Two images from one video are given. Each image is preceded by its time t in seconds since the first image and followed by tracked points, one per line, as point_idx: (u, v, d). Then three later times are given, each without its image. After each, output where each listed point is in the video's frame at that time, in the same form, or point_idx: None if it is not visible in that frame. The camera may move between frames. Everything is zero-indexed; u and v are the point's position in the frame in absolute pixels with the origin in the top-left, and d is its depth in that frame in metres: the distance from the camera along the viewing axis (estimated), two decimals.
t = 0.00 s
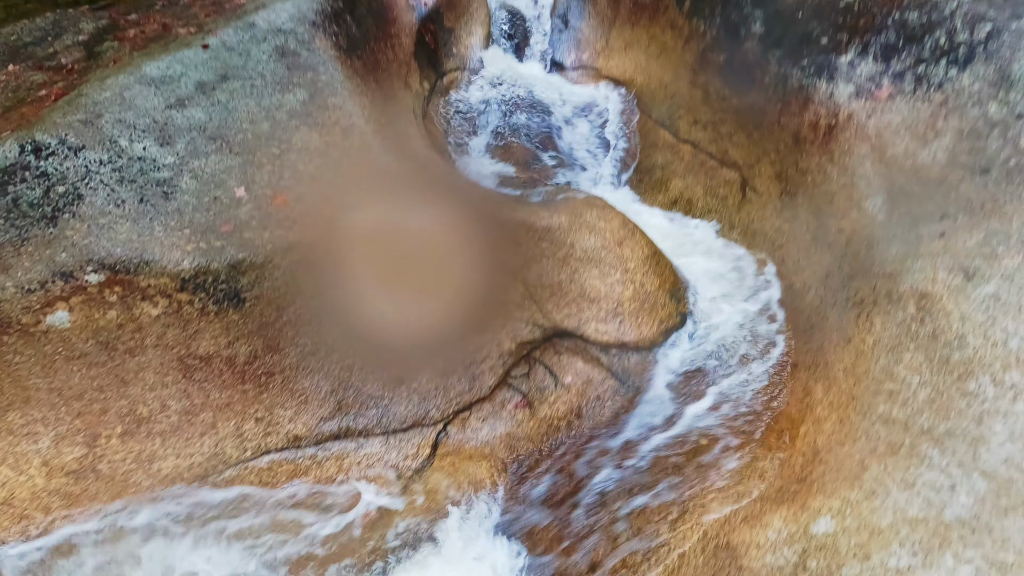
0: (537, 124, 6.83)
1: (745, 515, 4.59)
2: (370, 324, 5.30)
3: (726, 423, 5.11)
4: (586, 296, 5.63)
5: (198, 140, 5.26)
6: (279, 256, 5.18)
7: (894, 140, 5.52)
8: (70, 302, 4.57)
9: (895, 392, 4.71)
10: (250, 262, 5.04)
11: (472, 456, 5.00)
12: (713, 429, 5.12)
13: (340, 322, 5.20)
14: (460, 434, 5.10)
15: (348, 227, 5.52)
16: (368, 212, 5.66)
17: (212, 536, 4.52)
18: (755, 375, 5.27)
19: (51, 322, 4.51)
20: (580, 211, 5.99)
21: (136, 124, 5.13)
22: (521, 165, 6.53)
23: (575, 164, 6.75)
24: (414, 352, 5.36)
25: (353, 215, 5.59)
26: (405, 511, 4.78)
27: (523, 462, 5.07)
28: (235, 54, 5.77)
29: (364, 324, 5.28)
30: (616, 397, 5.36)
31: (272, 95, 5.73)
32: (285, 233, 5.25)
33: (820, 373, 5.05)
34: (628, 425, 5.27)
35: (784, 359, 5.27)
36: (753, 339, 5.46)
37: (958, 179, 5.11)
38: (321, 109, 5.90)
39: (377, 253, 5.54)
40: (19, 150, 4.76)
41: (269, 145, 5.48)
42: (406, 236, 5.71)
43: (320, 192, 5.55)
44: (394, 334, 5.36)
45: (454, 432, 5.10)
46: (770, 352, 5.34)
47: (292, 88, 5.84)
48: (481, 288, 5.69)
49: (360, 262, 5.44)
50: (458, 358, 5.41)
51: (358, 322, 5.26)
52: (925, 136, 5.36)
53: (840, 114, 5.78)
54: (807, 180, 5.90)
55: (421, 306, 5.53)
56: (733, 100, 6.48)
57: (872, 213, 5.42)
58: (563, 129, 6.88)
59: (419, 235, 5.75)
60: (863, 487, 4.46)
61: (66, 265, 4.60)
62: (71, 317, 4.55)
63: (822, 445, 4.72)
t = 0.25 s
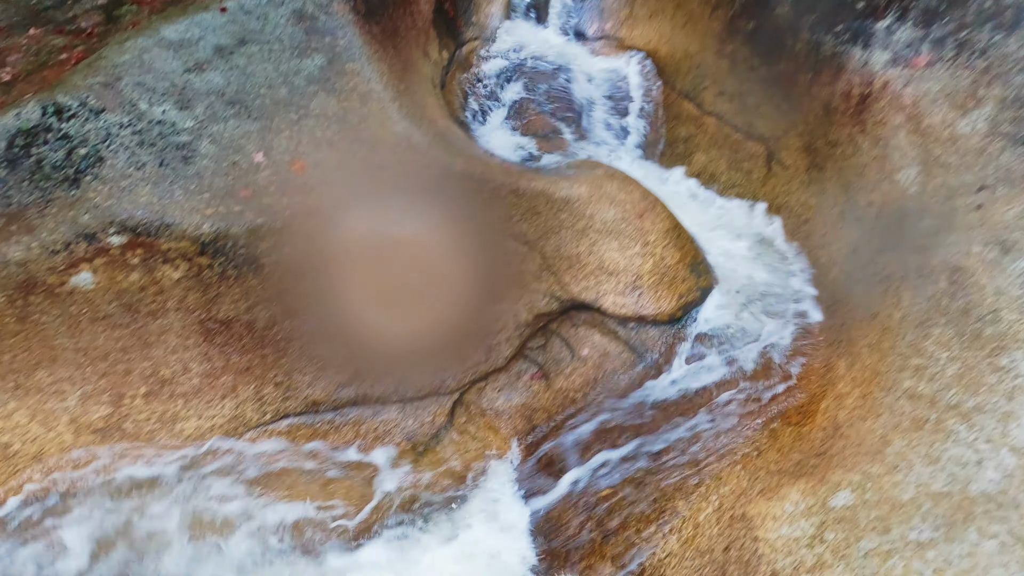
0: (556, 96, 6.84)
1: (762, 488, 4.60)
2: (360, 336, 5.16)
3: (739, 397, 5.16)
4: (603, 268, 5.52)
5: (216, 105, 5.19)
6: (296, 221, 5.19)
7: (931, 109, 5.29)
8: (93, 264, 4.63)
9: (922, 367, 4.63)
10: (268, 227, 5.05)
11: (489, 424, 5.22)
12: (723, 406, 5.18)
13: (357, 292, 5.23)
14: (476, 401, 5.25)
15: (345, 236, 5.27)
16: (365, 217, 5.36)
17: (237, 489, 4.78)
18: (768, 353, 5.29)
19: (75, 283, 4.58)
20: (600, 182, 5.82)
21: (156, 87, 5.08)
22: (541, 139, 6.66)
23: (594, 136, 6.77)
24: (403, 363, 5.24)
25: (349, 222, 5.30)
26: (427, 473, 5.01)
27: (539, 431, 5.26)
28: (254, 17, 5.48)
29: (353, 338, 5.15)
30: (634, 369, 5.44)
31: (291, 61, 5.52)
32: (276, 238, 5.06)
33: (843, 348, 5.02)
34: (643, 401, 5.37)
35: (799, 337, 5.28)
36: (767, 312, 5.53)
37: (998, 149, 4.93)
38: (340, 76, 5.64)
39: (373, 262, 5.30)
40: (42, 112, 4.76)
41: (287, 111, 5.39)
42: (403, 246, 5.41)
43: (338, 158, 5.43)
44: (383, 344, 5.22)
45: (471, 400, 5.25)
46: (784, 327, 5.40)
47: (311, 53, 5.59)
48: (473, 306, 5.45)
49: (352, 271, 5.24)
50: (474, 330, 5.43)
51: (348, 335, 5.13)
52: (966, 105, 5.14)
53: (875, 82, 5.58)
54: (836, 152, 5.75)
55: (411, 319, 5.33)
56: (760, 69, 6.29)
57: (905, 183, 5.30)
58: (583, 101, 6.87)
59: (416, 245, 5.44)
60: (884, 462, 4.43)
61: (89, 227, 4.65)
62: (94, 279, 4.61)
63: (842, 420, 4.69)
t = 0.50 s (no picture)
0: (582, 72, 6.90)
1: (789, 467, 4.60)
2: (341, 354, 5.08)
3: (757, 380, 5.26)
4: (630, 244, 5.38)
5: (245, 72, 5.15)
6: (325, 191, 5.08)
7: (980, 83, 5.45)
8: (125, 229, 4.70)
9: (960, 348, 4.61)
10: (296, 196, 5.00)
11: (507, 398, 5.41)
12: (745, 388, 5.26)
13: (380, 263, 5.14)
14: (498, 375, 5.43)
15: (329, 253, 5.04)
16: (352, 230, 5.09)
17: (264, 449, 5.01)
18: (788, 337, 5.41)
19: (108, 248, 4.65)
20: (629, 156, 5.73)
21: (186, 53, 5.05)
22: (565, 114, 6.70)
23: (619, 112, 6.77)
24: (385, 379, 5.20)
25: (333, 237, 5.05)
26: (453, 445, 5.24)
27: (559, 408, 5.40)
28: None
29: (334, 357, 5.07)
30: (657, 347, 5.48)
31: (319, 29, 5.38)
32: (257, 251, 4.90)
33: (876, 330, 5.07)
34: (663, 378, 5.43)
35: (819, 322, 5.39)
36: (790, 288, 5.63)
37: None
38: (368, 44, 5.48)
39: (360, 278, 5.09)
40: (75, 76, 4.80)
41: (314, 79, 5.32)
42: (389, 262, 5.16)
43: (365, 127, 5.31)
44: (366, 360, 5.15)
45: (493, 373, 5.42)
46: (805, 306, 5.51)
47: (337, 21, 5.44)
48: (462, 320, 5.29)
49: (336, 284, 5.05)
50: (497, 303, 5.35)
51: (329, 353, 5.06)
52: (1014, 79, 5.31)
53: (919, 55, 5.75)
54: (875, 128, 5.85)
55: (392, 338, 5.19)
56: (796, 43, 6.36)
57: (950, 160, 5.37)
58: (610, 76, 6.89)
59: (403, 257, 5.20)
60: (919, 442, 4.36)
61: (121, 192, 4.69)
62: (126, 244, 4.68)
63: (874, 401, 4.68)
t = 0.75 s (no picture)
0: (616, 49, 6.87)
1: (824, 453, 4.54)
2: (321, 367, 4.98)
3: (790, 367, 5.18)
4: (663, 226, 5.33)
5: (282, 45, 5.20)
6: (360, 164, 5.07)
7: None
8: (166, 198, 4.77)
9: (1011, 339, 4.52)
10: (332, 168, 5.02)
11: (535, 376, 5.20)
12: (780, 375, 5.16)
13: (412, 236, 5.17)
14: (526, 355, 5.23)
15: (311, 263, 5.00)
16: (337, 241, 5.04)
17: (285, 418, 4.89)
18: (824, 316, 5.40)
19: (150, 217, 4.74)
20: (665, 136, 5.73)
21: (225, 25, 5.17)
22: (597, 92, 6.60)
23: (652, 92, 6.77)
24: (362, 392, 5.06)
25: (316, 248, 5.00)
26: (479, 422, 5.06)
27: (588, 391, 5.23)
28: None
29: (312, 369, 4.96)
30: (688, 330, 5.34)
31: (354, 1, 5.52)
32: (243, 258, 4.87)
33: (919, 318, 4.98)
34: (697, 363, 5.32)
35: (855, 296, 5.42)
36: (824, 274, 5.59)
37: None
38: (403, 18, 5.54)
39: (340, 289, 5.05)
40: (118, 47, 4.93)
41: (350, 52, 5.34)
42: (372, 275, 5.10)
43: (399, 101, 5.27)
44: (342, 374, 5.04)
45: (520, 352, 5.23)
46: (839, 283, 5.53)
47: None
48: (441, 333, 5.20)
49: (311, 298, 4.99)
50: (528, 281, 5.25)
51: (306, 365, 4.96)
52: None
53: (976, 33, 5.76)
54: (926, 111, 5.77)
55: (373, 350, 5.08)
56: (844, 21, 6.46)
57: (1005, 144, 5.26)
58: (643, 56, 6.91)
59: (379, 267, 5.12)
60: (964, 432, 4.30)
61: (163, 161, 4.78)
62: (167, 214, 4.76)
63: (915, 389, 4.63)
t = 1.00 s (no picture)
0: (661, 36, 6.81)
1: (869, 449, 4.46)
2: (295, 366, 4.92)
3: (830, 359, 5.09)
4: (704, 213, 5.25)
5: (326, 24, 5.24)
6: (401, 143, 5.07)
7: None
8: (212, 173, 4.84)
9: None
10: (373, 147, 5.02)
11: (568, 361, 5.17)
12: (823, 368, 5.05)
13: (451, 216, 5.14)
14: (559, 339, 5.18)
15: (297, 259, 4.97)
16: (318, 238, 4.99)
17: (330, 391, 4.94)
18: (859, 306, 5.32)
19: (196, 191, 4.82)
20: (709, 122, 5.63)
21: (271, 3, 5.23)
22: (638, 77, 6.48)
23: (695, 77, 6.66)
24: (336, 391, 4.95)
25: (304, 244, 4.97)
26: (512, 402, 5.08)
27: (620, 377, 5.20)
28: None
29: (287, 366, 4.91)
30: (725, 320, 5.27)
31: None
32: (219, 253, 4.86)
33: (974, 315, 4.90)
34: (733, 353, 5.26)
35: (884, 283, 5.38)
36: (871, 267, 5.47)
37: None
38: None
39: (315, 288, 5.00)
40: (168, 23, 5.07)
41: (392, 31, 5.36)
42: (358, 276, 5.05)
43: (441, 82, 5.26)
44: (316, 372, 4.95)
45: (553, 336, 5.18)
46: (882, 272, 5.44)
47: None
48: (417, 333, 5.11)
49: (286, 296, 4.96)
50: (563, 266, 5.20)
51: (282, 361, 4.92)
52: None
53: None
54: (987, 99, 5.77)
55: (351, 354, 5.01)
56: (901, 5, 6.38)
57: None
58: (689, 44, 6.84)
59: (354, 265, 5.05)
60: (1021, 434, 4.26)
61: (210, 136, 4.84)
62: (213, 188, 4.84)
63: (969, 388, 4.56)
